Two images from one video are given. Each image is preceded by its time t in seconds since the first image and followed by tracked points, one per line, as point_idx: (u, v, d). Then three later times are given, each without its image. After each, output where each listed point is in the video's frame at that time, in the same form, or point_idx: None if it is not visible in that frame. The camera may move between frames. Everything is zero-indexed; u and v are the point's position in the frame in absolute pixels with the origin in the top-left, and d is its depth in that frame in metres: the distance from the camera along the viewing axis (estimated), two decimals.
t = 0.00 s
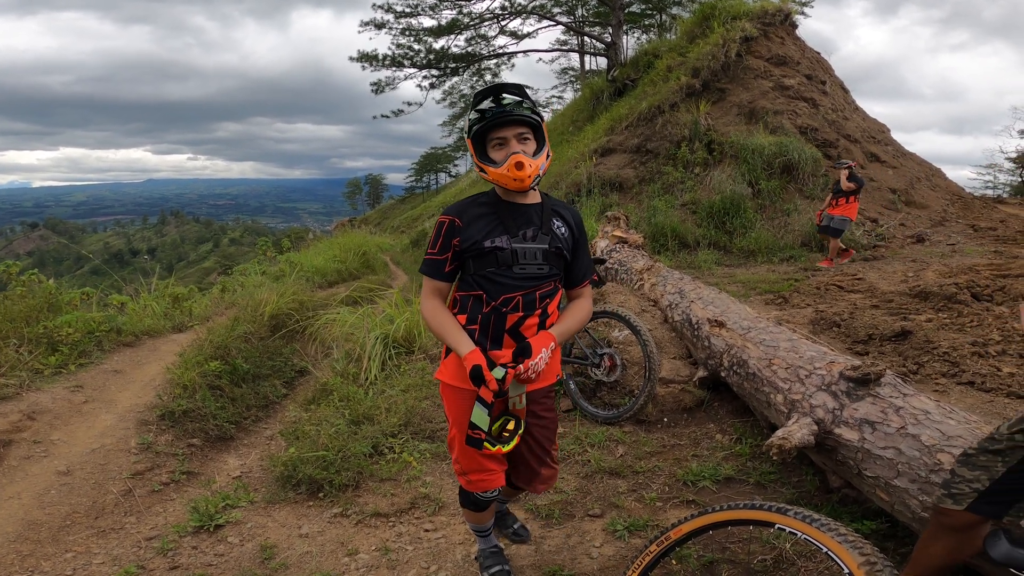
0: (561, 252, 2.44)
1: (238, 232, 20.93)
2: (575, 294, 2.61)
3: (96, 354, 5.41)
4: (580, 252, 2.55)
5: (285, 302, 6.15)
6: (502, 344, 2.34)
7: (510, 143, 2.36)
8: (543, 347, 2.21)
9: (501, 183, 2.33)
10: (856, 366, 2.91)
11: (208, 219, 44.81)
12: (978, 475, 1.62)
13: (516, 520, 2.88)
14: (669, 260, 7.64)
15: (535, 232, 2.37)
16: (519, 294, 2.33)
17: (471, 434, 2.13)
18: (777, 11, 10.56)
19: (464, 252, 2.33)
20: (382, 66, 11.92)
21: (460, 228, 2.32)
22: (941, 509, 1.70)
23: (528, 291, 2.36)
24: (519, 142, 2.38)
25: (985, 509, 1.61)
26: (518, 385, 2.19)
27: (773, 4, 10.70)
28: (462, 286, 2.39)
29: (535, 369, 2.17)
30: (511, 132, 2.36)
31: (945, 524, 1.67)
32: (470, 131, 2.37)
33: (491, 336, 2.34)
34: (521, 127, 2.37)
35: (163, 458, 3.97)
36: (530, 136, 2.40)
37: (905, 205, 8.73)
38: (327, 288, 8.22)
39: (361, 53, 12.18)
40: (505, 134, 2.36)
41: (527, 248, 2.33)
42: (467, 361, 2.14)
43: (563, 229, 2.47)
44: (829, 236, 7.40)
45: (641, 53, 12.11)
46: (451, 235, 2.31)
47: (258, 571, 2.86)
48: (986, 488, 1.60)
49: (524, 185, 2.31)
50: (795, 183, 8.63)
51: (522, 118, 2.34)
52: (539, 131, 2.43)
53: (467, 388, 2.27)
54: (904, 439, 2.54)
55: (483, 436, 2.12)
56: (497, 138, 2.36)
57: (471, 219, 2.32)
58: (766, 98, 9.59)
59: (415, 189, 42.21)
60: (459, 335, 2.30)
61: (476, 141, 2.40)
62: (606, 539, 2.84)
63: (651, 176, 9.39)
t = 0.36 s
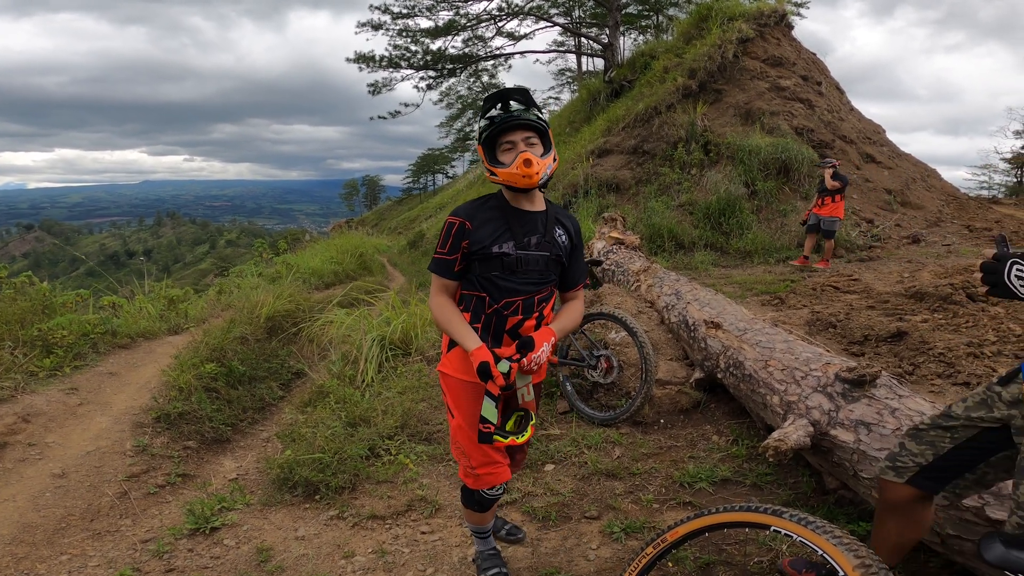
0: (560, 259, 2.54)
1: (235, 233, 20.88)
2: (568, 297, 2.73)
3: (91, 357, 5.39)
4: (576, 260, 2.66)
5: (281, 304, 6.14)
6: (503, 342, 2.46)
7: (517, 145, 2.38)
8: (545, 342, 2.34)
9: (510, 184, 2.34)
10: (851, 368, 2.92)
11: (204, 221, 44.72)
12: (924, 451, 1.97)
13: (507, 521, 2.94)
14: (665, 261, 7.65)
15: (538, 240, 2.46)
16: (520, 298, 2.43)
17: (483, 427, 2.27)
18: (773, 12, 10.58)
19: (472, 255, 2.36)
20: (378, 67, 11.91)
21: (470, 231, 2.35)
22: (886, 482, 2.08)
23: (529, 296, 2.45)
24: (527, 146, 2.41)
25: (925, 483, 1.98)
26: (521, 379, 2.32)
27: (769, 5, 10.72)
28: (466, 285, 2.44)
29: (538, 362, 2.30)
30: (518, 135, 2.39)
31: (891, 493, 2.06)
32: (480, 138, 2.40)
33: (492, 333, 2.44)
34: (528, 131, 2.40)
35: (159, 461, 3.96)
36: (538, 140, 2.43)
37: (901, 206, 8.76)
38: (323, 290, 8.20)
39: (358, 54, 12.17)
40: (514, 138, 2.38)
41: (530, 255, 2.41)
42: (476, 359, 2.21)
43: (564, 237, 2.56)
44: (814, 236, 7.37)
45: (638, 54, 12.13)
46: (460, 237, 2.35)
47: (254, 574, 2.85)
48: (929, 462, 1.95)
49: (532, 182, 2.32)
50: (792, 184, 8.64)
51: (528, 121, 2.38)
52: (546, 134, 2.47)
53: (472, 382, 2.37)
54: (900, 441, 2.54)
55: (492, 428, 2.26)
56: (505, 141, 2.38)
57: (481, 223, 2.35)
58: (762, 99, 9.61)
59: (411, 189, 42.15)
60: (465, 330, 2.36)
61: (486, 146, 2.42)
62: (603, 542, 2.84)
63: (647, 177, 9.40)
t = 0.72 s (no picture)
0: (555, 261, 2.67)
1: (237, 228, 20.90)
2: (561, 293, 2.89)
3: (92, 352, 5.39)
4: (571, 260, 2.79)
5: (281, 300, 6.13)
6: (495, 335, 2.60)
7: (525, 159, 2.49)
8: (538, 344, 2.57)
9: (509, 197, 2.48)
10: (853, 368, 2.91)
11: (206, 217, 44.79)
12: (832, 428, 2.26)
13: (506, 519, 2.94)
14: (667, 259, 7.62)
15: (536, 242, 2.58)
16: (514, 295, 2.57)
17: (482, 419, 2.44)
18: (777, 10, 10.53)
19: (472, 253, 2.50)
20: (380, 63, 11.89)
21: (473, 231, 2.47)
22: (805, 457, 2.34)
23: (523, 293, 2.59)
24: (534, 161, 2.50)
25: (834, 455, 2.26)
26: (518, 374, 2.51)
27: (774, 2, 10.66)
28: (464, 279, 2.58)
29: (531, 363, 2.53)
30: (528, 150, 2.49)
31: (811, 465, 2.32)
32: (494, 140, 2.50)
33: (486, 327, 2.58)
34: (538, 148, 2.49)
35: (158, 456, 3.96)
36: (546, 157, 2.53)
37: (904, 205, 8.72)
38: (324, 285, 8.19)
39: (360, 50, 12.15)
40: (522, 151, 2.48)
41: (527, 257, 2.54)
42: (474, 357, 2.37)
43: (560, 240, 2.69)
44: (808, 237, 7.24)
45: (642, 51, 12.10)
46: (463, 235, 2.46)
47: (252, 570, 2.84)
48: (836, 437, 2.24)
49: (528, 204, 2.46)
50: (794, 182, 8.58)
51: (542, 139, 2.48)
52: (557, 152, 2.57)
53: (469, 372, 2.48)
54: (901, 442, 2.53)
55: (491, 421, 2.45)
56: (513, 152, 2.48)
57: (483, 224, 2.47)
58: (765, 98, 9.57)
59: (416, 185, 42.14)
60: (463, 326, 2.49)
61: (496, 149, 2.52)
62: (602, 540, 2.83)
63: (650, 175, 9.38)
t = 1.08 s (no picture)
0: (558, 259, 2.71)
1: (237, 228, 21.02)
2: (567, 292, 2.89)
3: (91, 353, 5.37)
4: (575, 259, 2.83)
5: (282, 301, 6.10)
6: (498, 333, 2.63)
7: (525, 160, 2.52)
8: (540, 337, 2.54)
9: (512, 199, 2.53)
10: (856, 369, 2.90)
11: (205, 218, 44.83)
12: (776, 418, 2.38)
13: (506, 520, 2.93)
14: (667, 259, 7.62)
15: (538, 241, 2.63)
16: (517, 293, 2.61)
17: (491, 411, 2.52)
18: (775, 11, 10.45)
19: (475, 252, 2.57)
20: (381, 64, 11.88)
21: (475, 230, 2.54)
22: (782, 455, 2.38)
23: (525, 291, 2.63)
24: (535, 161, 2.53)
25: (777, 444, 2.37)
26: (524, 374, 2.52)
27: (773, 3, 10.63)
28: (467, 278, 2.64)
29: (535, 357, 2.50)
30: (529, 151, 2.52)
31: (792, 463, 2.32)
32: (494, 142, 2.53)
33: (489, 325, 2.62)
34: (539, 148, 2.52)
35: (158, 458, 3.95)
36: (547, 156, 2.56)
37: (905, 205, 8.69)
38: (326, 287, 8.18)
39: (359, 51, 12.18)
40: (523, 153, 2.52)
41: (529, 255, 2.59)
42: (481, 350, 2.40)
43: (562, 238, 2.73)
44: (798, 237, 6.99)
45: (641, 52, 12.13)
46: (465, 234, 2.53)
47: (253, 571, 2.83)
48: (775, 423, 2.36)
49: (531, 206, 2.52)
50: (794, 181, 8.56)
51: (542, 140, 2.51)
52: (557, 151, 2.60)
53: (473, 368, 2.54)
54: (903, 441, 2.51)
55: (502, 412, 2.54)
56: (514, 154, 2.52)
57: (485, 223, 2.55)
58: (765, 98, 9.58)
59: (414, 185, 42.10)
60: (469, 322, 2.52)
61: (497, 151, 2.55)
62: (603, 541, 2.82)
63: (650, 175, 9.39)
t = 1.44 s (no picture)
0: (555, 293, 2.18)
1: (177, 259, 20.02)
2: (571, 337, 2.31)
3: (8, 404, 4.74)
4: (578, 293, 2.28)
5: (232, 343, 5.39)
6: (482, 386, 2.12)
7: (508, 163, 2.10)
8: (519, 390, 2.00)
9: (495, 210, 2.05)
10: (907, 423, 2.60)
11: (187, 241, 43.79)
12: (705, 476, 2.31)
13: None
14: (685, 293, 6.97)
15: (529, 270, 2.13)
16: (503, 336, 2.09)
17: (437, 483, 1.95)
18: (811, 3, 9.53)
19: (450, 287, 2.11)
20: (348, 64, 11.26)
21: (450, 260, 2.10)
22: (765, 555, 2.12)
23: (513, 333, 2.10)
24: (522, 166, 2.08)
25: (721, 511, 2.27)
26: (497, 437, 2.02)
27: None
28: (444, 319, 2.17)
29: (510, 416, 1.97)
30: (513, 154, 2.09)
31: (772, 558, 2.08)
32: (470, 147, 2.09)
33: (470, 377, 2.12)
34: (526, 148, 2.07)
35: (87, 526, 3.35)
36: (536, 159, 2.11)
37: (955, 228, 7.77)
38: (280, 325, 7.62)
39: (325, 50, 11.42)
40: (507, 155, 2.07)
41: (516, 288, 2.09)
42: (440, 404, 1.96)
43: (561, 267, 2.21)
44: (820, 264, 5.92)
45: (654, 50, 11.55)
46: (438, 266, 2.10)
47: None
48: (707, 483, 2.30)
49: (520, 215, 2.02)
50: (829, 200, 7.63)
51: (529, 139, 2.06)
52: (547, 154, 2.14)
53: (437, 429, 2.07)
54: (965, 507, 2.30)
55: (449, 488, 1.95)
56: (496, 158, 2.07)
57: (462, 251, 2.10)
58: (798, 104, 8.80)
59: (388, 211, 40.81)
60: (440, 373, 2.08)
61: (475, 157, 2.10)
62: None
63: (663, 194, 8.73)
